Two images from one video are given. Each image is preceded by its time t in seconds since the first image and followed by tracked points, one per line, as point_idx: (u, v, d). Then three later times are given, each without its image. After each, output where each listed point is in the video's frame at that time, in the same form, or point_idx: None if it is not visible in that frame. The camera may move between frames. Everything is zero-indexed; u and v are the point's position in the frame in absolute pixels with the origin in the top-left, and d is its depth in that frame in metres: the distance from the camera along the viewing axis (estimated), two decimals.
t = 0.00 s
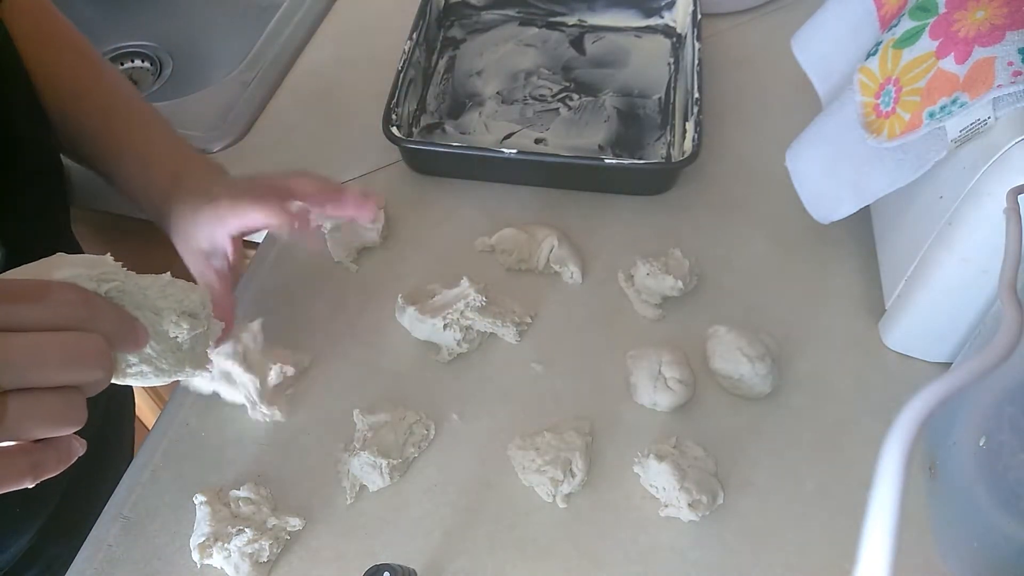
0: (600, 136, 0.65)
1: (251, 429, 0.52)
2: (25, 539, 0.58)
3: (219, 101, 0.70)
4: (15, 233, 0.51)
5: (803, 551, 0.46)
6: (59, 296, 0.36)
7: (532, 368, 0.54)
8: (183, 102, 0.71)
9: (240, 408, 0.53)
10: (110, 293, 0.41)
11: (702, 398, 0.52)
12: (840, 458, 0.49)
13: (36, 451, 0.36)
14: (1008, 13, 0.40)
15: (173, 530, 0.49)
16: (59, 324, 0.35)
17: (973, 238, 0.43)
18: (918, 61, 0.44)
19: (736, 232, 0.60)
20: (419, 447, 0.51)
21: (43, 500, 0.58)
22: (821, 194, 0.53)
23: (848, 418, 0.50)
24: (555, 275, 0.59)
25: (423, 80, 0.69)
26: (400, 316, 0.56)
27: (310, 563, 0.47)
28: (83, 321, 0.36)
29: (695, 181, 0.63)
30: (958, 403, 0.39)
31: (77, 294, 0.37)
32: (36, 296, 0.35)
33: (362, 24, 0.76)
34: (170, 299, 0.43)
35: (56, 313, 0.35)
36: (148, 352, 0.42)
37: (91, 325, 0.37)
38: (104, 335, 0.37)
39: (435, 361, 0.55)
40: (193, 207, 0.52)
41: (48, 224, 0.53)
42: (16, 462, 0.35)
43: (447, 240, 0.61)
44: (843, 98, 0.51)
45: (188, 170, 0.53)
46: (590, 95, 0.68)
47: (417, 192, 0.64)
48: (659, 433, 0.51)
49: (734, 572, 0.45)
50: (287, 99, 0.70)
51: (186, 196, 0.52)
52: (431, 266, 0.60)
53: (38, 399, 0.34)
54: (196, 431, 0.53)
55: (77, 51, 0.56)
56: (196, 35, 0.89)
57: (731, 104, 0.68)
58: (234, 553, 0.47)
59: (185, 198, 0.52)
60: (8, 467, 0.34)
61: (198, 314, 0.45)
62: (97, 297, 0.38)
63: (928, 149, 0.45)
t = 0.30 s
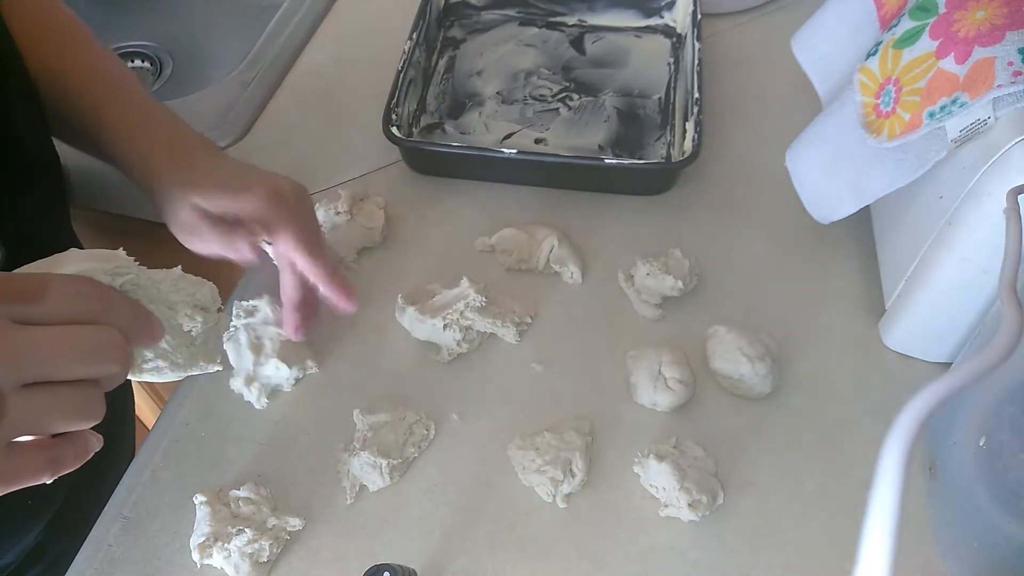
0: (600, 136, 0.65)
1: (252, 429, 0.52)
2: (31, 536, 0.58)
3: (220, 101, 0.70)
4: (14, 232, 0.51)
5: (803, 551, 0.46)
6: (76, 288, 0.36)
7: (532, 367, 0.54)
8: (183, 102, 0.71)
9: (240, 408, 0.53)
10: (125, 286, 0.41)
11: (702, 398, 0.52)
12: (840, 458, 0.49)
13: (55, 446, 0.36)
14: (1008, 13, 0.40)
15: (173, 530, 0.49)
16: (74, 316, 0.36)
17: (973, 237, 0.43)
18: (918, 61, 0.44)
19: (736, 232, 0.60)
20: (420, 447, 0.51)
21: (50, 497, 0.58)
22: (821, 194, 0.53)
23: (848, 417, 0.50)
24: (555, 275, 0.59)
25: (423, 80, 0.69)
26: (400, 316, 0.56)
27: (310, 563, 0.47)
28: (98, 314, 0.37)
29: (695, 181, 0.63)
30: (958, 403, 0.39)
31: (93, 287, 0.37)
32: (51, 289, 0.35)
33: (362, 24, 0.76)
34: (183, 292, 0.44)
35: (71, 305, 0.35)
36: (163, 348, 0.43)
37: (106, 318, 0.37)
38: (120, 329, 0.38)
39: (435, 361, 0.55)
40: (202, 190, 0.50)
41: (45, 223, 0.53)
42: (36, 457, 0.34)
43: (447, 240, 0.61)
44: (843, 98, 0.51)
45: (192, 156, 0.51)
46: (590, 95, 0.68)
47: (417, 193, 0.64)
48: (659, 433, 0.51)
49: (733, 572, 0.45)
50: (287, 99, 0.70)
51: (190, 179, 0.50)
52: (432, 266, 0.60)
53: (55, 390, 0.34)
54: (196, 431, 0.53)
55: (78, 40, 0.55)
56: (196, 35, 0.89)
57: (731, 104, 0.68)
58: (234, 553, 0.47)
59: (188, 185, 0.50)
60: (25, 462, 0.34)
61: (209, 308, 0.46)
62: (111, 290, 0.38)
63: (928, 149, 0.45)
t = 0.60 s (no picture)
0: (600, 136, 0.65)
1: (252, 429, 0.52)
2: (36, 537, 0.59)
3: (221, 101, 0.70)
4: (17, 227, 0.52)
5: (803, 550, 0.46)
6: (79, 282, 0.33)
7: (532, 367, 0.54)
8: (183, 102, 0.71)
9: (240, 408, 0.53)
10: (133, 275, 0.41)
11: (702, 398, 0.52)
12: (840, 458, 0.49)
13: (67, 443, 0.33)
14: (1009, 13, 0.40)
15: (172, 530, 0.49)
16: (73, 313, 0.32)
17: (972, 237, 0.43)
18: (918, 61, 0.44)
19: (735, 231, 0.60)
20: (420, 447, 0.51)
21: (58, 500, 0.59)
22: (821, 194, 0.53)
23: (848, 417, 0.50)
24: (555, 275, 0.59)
25: (423, 80, 0.69)
26: (400, 316, 0.56)
27: (310, 563, 0.47)
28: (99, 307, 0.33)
29: (695, 181, 0.63)
30: (958, 403, 0.39)
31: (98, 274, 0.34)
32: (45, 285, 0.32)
33: (362, 24, 0.76)
34: (190, 280, 0.45)
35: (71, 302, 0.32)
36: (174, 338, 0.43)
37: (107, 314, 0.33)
38: (128, 318, 0.34)
39: (435, 362, 0.55)
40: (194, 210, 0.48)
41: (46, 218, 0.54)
42: (46, 455, 0.32)
43: (447, 240, 0.61)
44: (843, 98, 0.51)
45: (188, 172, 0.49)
46: (590, 95, 0.68)
47: (417, 192, 0.64)
48: (659, 433, 0.51)
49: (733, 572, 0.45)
50: (288, 100, 0.70)
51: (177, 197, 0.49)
52: (432, 266, 0.60)
53: (64, 386, 0.32)
54: (195, 431, 0.53)
55: (91, 46, 0.52)
56: (196, 35, 0.89)
57: (731, 104, 0.68)
58: (234, 553, 0.47)
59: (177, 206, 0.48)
60: (37, 460, 0.32)
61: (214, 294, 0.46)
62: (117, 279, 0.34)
63: (928, 150, 0.45)
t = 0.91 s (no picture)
0: (600, 136, 0.65)
1: (252, 428, 0.52)
2: (35, 539, 0.59)
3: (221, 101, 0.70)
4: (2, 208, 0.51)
5: (804, 550, 0.46)
6: (101, 237, 0.39)
7: (532, 367, 0.54)
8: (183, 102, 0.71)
9: (240, 408, 0.53)
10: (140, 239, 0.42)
11: (702, 398, 0.52)
12: (840, 457, 0.49)
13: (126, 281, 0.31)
14: (1009, 12, 0.40)
15: (172, 530, 0.49)
16: (82, 275, 0.38)
17: (972, 237, 0.43)
18: (918, 61, 0.44)
19: (735, 232, 0.60)
20: (420, 447, 0.51)
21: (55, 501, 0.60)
22: (820, 194, 0.53)
23: (848, 417, 0.50)
24: (555, 275, 0.59)
25: (423, 81, 0.69)
26: (400, 316, 0.56)
27: (310, 563, 0.47)
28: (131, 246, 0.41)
29: (695, 181, 0.63)
30: (958, 404, 0.39)
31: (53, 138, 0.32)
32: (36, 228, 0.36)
33: (362, 24, 0.76)
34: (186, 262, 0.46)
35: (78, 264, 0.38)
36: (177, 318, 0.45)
37: (111, 268, 0.39)
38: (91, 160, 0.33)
39: (435, 362, 0.55)
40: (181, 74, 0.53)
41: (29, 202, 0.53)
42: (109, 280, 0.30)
43: (447, 240, 0.61)
44: (843, 98, 0.51)
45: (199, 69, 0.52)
46: (590, 95, 0.68)
47: (418, 192, 0.64)
48: (659, 433, 0.51)
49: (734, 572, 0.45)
50: (288, 100, 0.70)
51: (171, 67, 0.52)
52: (432, 266, 0.60)
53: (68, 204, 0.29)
54: (195, 431, 0.53)
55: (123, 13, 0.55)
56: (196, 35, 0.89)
57: (731, 104, 0.68)
58: (234, 553, 0.47)
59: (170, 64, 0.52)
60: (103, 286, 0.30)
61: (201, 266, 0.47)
62: (138, 221, 0.42)
63: (928, 150, 0.45)
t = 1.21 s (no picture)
0: (600, 136, 0.65)
1: (252, 428, 0.52)
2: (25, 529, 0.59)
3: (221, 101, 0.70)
4: None
5: (804, 550, 0.46)
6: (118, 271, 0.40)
7: (532, 367, 0.54)
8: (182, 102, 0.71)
9: (240, 408, 0.53)
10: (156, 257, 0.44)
11: (702, 398, 0.52)
12: (840, 458, 0.49)
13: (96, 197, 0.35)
14: (1008, 12, 0.40)
15: (172, 530, 0.49)
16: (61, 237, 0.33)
17: (972, 237, 0.43)
18: (917, 61, 0.44)
19: (736, 232, 0.60)
20: (420, 447, 0.51)
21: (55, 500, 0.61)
22: (821, 194, 0.53)
23: (848, 417, 0.50)
24: (555, 275, 0.59)
25: (423, 81, 0.69)
26: (400, 316, 0.56)
27: (310, 563, 0.47)
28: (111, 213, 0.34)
29: (695, 181, 0.63)
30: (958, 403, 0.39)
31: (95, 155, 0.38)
32: (19, 180, 0.33)
33: (363, 24, 0.76)
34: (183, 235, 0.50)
35: (60, 225, 0.33)
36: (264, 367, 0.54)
37: (90, 231, 0.33)
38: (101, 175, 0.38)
39: (435, 362, 0.55)
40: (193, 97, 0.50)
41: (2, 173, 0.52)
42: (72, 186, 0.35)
43: (447, 241, 0.61)
44: (843, 98, 0.51)
45: (217, 80, 0.53)
46: (590, 95, 0.68)
47: (417, 193, 0.64)
48: (659, 433, 0.51)
49: (734, 572, 0.45)
50: (288, 99, 0.70)
51: (184, 109, 0.50)
52: (431, 266, 0.60)
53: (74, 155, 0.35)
54: (195, 431, 0.53)
55: None
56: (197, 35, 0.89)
57: (731, 104, 0.68)
58: (234, 553, 0.47)
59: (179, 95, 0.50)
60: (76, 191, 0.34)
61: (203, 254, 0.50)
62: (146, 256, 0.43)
63: (929, 150, 0.45)
